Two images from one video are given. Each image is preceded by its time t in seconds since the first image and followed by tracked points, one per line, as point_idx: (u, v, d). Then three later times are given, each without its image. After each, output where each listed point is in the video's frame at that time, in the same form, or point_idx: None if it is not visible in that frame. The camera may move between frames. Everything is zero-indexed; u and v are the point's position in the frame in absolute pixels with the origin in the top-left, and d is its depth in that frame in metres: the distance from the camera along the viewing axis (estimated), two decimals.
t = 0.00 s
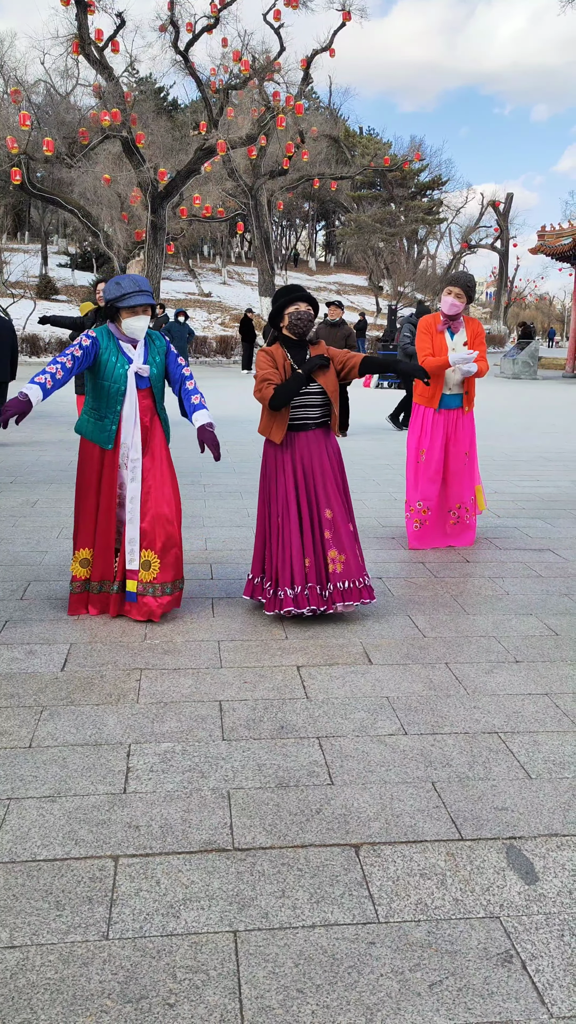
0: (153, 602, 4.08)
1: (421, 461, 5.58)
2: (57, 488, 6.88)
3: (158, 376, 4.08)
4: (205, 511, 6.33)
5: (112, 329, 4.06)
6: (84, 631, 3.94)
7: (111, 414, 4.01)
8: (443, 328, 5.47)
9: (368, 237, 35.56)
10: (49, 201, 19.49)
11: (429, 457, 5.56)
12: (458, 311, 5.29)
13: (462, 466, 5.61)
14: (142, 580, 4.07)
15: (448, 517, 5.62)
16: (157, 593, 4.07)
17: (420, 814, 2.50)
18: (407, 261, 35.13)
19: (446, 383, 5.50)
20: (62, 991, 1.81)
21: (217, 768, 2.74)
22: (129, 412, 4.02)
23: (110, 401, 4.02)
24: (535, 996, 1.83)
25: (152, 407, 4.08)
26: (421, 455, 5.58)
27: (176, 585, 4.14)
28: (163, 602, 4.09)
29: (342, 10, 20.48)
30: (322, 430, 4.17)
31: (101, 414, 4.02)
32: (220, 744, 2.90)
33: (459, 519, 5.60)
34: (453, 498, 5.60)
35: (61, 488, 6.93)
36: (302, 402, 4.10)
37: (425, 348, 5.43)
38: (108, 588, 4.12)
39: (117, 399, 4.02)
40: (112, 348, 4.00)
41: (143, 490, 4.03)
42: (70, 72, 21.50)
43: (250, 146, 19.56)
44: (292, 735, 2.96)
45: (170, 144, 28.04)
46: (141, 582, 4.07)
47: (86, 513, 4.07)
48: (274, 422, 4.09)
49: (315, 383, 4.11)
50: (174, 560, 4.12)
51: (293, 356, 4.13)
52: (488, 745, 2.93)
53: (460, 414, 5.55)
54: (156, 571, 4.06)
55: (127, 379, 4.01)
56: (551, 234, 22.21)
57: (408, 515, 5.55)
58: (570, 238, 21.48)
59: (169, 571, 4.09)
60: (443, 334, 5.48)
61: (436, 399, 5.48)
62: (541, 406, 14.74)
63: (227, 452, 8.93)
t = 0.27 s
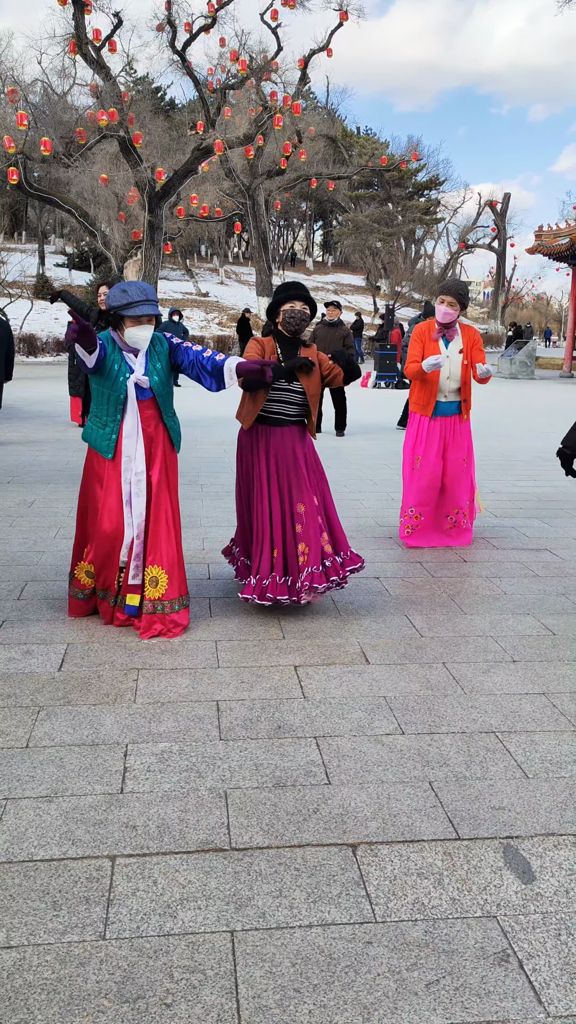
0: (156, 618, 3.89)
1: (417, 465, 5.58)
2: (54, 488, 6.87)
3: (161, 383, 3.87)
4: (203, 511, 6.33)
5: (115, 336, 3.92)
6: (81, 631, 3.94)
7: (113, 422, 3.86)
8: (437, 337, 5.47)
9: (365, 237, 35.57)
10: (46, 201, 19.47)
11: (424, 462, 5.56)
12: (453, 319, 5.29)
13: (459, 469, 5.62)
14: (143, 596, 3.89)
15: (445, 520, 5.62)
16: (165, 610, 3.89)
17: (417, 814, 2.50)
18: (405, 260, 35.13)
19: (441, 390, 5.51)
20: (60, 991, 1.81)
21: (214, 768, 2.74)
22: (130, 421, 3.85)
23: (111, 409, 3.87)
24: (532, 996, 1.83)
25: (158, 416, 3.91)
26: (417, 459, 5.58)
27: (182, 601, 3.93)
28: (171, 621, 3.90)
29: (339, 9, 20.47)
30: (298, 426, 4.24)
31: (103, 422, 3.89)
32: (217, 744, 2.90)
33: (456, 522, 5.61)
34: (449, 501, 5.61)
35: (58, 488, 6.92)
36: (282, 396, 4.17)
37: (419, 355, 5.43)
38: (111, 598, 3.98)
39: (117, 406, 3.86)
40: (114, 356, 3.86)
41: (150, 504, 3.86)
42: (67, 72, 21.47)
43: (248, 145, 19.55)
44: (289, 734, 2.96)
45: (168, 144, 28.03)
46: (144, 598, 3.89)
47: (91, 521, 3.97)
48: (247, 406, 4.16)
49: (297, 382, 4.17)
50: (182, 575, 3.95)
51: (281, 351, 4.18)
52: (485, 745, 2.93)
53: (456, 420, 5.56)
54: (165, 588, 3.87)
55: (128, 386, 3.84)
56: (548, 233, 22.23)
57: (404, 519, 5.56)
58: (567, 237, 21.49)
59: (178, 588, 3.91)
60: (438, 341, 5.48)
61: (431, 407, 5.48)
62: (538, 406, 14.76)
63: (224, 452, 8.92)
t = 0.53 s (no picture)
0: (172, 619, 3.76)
1: (413, 463, 5.58)
2: (52, 488, 6.86)
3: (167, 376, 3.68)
4: (200, 510, 6.32)
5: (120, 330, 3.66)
6: (78, 631, 3.93)
7: (117, 418, 3.63)
8: (432, 334, 5.47)
9: (362, 237, 35.58)
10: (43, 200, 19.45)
11: (421, 459, 5.57)
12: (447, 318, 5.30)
13: (454, 467, 5.63)
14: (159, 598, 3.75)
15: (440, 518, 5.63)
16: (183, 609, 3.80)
17: (413, 814, 2.50)
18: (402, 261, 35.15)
19: (436, 388, 5.52)
20: (56, 992, 1.81)
21: (211, 768, 2.74)
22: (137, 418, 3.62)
23: (116, 403, 3.64)
24: (528, 995, 1.83)
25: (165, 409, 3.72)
26: (413, 457, 5.57)
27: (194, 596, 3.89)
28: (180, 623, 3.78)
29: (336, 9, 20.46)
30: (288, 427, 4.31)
31: (107, 415, 3.66)
32: (214, 744, 2.90)
33: (452, 520, 5.61)
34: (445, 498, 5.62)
35: (55, 488, 6.91)
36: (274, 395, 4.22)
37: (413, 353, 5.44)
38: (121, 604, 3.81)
39: (122, 400, 3.63)
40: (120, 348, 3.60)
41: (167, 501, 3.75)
42: (64, 72, 21.45)
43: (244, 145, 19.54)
44: (286, 734, 2.96)
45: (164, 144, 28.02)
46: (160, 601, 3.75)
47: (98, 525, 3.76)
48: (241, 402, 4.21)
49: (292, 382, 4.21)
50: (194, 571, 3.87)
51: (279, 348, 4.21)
52: (481, 745, 2.93)
53: (451, 418, 5.56)
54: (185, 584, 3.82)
55: (134, 380, 3.62)
56: (545, 233, 22.25)
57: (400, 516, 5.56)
58: (564, 238, 21.51)
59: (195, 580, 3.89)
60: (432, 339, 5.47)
61: (426, 404, 5.49)
62: (535, 406, 14.76)
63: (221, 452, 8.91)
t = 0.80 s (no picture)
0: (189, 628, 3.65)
1: (410, 461, 5.58)
2: (48, 488, 6.85)
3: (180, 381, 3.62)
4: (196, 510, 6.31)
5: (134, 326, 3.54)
6: (74, 631, 3.93)
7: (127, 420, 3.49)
8: (429, 329, 5.47)
9: (359, 237, 35.57)
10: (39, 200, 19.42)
11: (418, 457, 5.56)
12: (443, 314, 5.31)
13: (451, 465, 5.63)
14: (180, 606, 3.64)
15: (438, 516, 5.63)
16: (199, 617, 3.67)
17: (409, 814, 2.50)
18: (398, 261, 35.16)
19: (432, 381, 5.51)
20: (51, 992, 1.81)
21: (206, 768, 2.74)
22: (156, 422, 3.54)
23: (123, 403, 3.49)
24: (523, 995, 1.83)
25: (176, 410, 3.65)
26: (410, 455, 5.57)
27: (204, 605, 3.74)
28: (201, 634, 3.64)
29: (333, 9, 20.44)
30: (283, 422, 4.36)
31: (113, 415, 3.50)
32: (210, 744, 2.90)
33: (449, 519, 5.62)
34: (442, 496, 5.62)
35: (52, 487, 6.90)
36: (265, 391, 4.25)
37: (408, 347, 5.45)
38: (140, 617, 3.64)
39: (130, 400, 3.49)
40: (133, 349, 3.50)
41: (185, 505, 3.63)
42: (60, 71, 21.41)
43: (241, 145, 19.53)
44: (282, 734, 2.96)
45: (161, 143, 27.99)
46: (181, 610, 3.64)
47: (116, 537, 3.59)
48: (231, 401, 4.22)
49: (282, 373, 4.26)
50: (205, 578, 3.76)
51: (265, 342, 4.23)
52: (477, 744, 2.94)
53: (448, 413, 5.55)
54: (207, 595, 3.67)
55: (146, 381, 3.50)
56: (542, 234, 22.26)
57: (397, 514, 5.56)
58: (560, 238, 21.52)
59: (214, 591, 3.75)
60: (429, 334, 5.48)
61: (422, 398, 5.49)
62: (532, 406, 14.76)
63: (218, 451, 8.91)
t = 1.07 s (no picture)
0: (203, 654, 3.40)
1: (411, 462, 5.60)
2: (47, 488, 6.84)
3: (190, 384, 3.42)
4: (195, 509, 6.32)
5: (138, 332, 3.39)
6: (73, 631, 3.92)
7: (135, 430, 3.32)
8: (430, 332, 5.47)
9: (358, 237, 35.59)
10: (38, 200, 19.41)
11: (418, 459, 5.58)
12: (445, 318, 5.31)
13: (451, 469, 5.64)
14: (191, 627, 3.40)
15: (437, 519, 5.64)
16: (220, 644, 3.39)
17: (409, 813, 2.51)
18: (397, 261, 35.20)
19: (433, 383, 5.54)
20: (51, 993, 1.81)
21: (205, 768, 2.74)
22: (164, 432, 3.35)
23: (132, 414, 3.34)
24: (522, 994, 1.84)
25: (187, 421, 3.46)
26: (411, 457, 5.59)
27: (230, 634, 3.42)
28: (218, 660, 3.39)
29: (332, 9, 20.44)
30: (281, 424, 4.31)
31: (123, 428, 3.35)
32: (209, 744, 2.90)
33: (448, 520, 5.62)
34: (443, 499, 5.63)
35: (51, 487, 6.91)
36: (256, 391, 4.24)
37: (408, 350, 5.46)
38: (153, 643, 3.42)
39: (139, 411, 3.33)
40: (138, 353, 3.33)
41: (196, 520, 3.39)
42: (59, 71, 21.40)
43: (240, 145, 19.54)
44: (281, 733, 2.97)
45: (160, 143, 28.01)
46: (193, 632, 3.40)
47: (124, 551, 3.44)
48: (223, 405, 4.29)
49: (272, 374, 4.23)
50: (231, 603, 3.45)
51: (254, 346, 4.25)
52: (475, 744, 2.94)
53: (449, 414, 5.57)
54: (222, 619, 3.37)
55: (153, 389, 3.33)
56: (540, 233, 22.29)
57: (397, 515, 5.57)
58: (559, 238, 21.55)
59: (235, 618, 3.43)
60: (429, 336, 5.49)
61: (423, 401, 5.52)
62: (530, 406, 14.77)
63: (217, 451, 8.92)
